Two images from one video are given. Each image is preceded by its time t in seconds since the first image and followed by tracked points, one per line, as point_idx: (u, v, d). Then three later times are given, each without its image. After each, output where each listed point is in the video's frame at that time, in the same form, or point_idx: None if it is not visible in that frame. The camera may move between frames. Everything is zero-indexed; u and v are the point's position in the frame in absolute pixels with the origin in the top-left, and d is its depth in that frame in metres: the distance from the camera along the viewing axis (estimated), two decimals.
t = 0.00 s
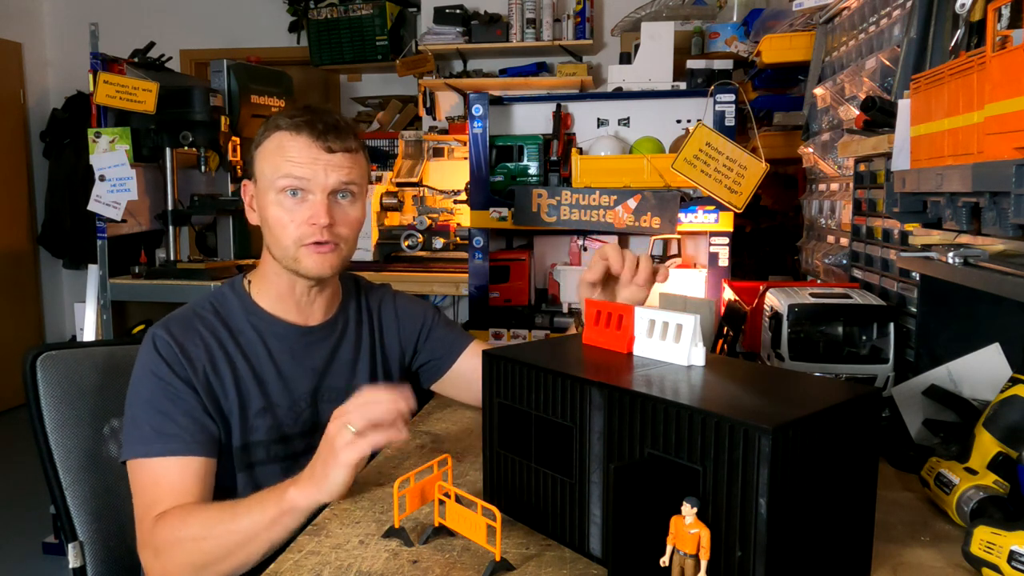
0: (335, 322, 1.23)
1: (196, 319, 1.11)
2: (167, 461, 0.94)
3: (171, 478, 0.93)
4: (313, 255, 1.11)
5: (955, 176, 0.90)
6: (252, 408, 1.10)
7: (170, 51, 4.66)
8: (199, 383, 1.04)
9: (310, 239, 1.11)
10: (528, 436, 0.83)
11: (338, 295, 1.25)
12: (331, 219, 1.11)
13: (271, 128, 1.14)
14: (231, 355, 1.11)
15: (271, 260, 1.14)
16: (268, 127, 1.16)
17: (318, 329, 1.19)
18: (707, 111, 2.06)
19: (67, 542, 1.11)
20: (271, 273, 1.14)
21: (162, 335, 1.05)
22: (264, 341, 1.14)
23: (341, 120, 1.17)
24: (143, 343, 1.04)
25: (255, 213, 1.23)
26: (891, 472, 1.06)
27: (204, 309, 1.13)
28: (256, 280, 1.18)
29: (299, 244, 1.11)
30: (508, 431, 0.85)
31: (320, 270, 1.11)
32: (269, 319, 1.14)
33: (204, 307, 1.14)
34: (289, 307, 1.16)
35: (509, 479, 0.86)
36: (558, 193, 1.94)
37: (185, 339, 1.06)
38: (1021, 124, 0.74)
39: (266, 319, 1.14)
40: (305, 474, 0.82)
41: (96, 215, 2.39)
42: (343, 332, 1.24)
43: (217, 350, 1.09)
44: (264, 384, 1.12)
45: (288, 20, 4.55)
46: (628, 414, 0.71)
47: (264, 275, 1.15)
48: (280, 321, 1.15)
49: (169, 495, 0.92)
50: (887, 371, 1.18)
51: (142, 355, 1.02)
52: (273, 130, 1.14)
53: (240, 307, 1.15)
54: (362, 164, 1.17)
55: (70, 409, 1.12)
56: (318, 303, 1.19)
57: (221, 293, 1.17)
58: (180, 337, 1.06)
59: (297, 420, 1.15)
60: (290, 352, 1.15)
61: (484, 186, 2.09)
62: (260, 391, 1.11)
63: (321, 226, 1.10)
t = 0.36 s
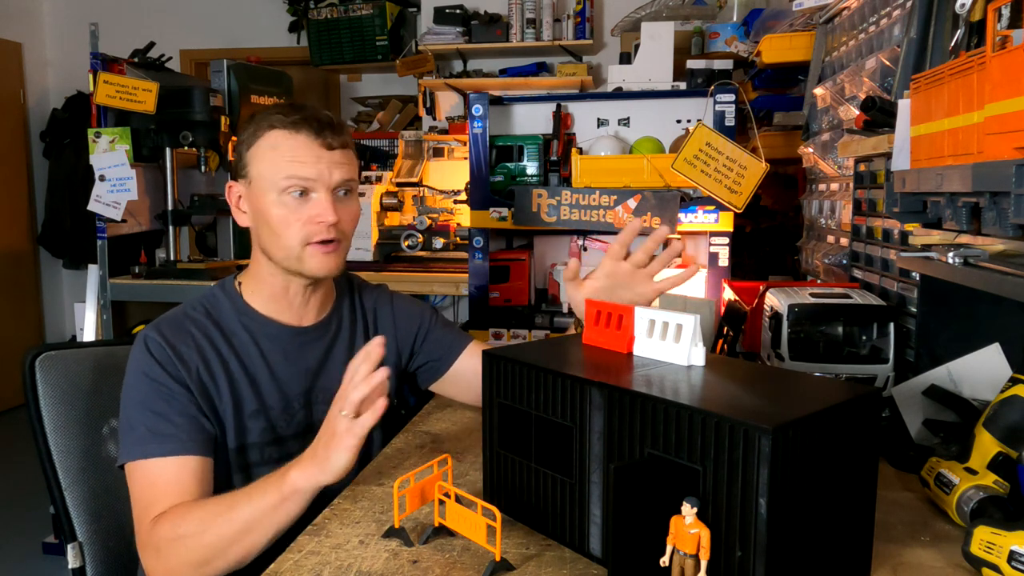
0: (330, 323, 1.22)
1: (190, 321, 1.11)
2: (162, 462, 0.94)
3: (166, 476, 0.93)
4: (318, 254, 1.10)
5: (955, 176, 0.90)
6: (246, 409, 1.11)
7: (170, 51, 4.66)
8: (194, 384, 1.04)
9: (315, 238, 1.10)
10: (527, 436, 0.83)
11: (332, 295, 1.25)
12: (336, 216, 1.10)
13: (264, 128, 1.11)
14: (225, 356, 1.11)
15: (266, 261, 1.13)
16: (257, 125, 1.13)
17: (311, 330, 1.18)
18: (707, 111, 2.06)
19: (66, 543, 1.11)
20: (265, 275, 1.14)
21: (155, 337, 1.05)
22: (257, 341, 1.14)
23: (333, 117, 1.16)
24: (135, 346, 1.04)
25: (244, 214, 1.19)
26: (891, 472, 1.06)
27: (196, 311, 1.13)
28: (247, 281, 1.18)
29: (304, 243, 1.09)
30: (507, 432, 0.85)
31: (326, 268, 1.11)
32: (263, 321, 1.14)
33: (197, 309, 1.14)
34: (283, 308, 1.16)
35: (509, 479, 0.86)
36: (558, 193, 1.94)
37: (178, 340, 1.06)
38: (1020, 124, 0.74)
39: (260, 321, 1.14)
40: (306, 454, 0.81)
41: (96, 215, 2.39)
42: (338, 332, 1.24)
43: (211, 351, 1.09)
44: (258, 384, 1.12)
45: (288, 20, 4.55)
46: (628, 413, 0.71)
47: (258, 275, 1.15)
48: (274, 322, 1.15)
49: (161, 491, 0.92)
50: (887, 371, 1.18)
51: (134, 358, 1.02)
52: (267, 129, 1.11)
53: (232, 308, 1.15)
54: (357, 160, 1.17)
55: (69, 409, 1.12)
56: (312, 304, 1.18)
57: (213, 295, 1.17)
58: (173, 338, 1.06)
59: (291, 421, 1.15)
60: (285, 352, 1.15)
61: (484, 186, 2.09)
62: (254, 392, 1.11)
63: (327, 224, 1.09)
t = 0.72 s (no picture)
0: (324, 321, 1.22)
1: (187, 318, 1.11)
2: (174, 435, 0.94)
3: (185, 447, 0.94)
4: (311, 250, 1.10)
5: (955, 176, 0.90)
6: (245, 405, 1.11)
7: (170, 51, 4.66)
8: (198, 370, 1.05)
9: (306, 235, 1.09)
10: (528, 436, 0.83)
11: (325, 291, 1.24)
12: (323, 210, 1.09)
13: (235, 131, 1.09)
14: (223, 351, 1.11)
15: (256, 262, 1.11)
16: (227, 130, 1.10)
17: (305, 328, 1.18)
18: (707, 111, 2.06)
19: (66, 542, 1.11)
20: (257, 276, 1.12)
21: (153, 330, 1.06)
22: (252, 338, 1.14)
23: (303, 110, 1.14)
24: (133, 341, 1.05)
25: (226, 219, 1.17)
26: (891, 472, 1.06)
27: (191, 311, 1.13)
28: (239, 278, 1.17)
29: (295, 242, 1.08)
30: (508, 432, 0.85)
31: (320, 262, 1.11)
32: (258, 319, 1.14)
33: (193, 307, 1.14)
34: (277, 307, 1.15)
35: (509, 479, 0.86)
36: (558, 193, 1.92)
37: (176, 333, 1.07)
38: (1020, 124, 0.74)
39: (254, 319, 1.14)
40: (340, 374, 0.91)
41: (97, 215, 2.39)
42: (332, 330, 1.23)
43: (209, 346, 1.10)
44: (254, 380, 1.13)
45: (288, 20, 4.55)
46: (628, 414, 0.71)
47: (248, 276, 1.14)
48: (267, 321, 1.14)
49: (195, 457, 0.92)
50: (887, 371, 1.18)
51: (133, 348, 1.04)
52: (239, 132, 1.09)
53: (227, 306, 1.15)
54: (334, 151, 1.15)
55: (71, 409, 1.12)
56: (305, 303, 1.18)
57: (207, 294, 1.17)
58: (171, 332, 1.07)
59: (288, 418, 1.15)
60: (280, 350, 1.15)
61: (484, 186, 2.09)
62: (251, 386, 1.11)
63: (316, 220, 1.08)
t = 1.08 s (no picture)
0: (301, 321, 1.21)
1: (161, 331, 1.08)
2: (151, 468, 0.90)
3: (163, 482, 0.90)
4: (279, 240, 1.08)
5: (955, 176, 0.90)
6: (222, 415, 1.08)
7: (170, 51, 4.66)
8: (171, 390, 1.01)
9: (273, 224, 1.08)
10: (527, 435, 0.83)
11: (300, 290, 1.23)
12: (289, 198, 1.09)
13: (199, 124, 1.11)
14: (198, 363, 1.08)
15: (226, 260, 1.11)
16: (192, 124, 1.11)
17: (282, 329, 1.16)
18: (707, 111, 2.06)
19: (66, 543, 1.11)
20: (228, 274, 1.11)
21: (122, 347, 1.02)
22: (227, 346, 1.11)
23: (267, 104, 1.17)
24: (105, 359, 1.01)
25: (194, 217, 1.17)
26: (891, 472, 1.06)
27: (164, 321, 1.10)
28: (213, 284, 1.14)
29: (263, 231, 1.07)
30: (508, 429, 0.85)
31: (288, 253, 1.09)
32: (235, 324, 1.12)
33: (167, 319, 1.11)
34: (252, 309, 1.14)
35: (510, 479, 0.86)
36: (558, 193, 1.90)
37: (148, 349, 1.03)
38: (1020, 124, 0.74)
39: (230, 325, 1.12)
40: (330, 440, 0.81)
41: (97, 215, 2.38)
42: (312, 331, 1.22)
43: (185, 359, 1.07)
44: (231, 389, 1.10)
45: (288, 20, 4.55)
46: (629, 413, 0.71)
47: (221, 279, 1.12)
48: (243, 326, 1.12)
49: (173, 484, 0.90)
50: (887, 371, 1.18)
51: (105, 370, 0.99)
52: (202, 125, 1.10)
53: (201, 314, 1.12)
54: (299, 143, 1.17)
55: (69, 409, 1.12)
56: (281, 303, 1.17)
57: (180, 302, 1.14)
58: (143, 348, 1.03)
59: (267, 424, 1.13)
60: (258, 355, 1.13)
61: (483, 186, 2.09)
62: (229, 397, 1.09)
63: (282, 208, 1.08)
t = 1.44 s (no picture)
0: (296, 324, 1.20)
1: (156, 329, 1.08)
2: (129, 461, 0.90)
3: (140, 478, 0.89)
4: (254, 240, 1.07)
5: (955, 176, 0.90)
6: (215, 415, 1.08)
7: (170, 51, 4.66)
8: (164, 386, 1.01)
9: (247, 224, 1.07)
10: (528, 436, 0.83)
11: (296, 294, 1.23)
12: (266, 197, 1.07)
13: (187, 123, 1.12)
14: (192, 362, 1.08)
15: (216, 260, 1.10)
16: (182, 124, 1.13)
17: (277, 332, 1.16)
18: (707, 111, 2.06)
19: (66, 543, 1.11)
20: (219, 275, 1.11)
21: (116, 344, 1.02)
22: (222, 346, 1.12)
23: (256, 102, 1.16)
24: (98, 355, 1.02)
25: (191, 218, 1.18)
26: (891, 472, 1.06)
27: (161, 318, 1.11)
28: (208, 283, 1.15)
29: (236, 231, 1.07)
30: (508, 430, 0.86)
31: (263, 254, 1.07)
32: (229, 324, 1.12)
33: (163, 317, 1.11)
34: (246, 310, 1.14)
35: (509, 479, 0.86)
36: (558, 193, 1.92)
37: (142, 346, 1.03)
38: (1021, 124, 0.74)
39: (225, 323, 1.12)
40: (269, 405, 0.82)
41: (96, 215, 2.38)
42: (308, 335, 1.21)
43: (179, 358, 1.07)
44: (225, 389, 1.10)
45: (288, 20, 4.55)
46: (628, 413, 0.71)
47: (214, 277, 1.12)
48: (237, 325, 1.12)
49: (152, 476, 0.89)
50: (887, 371, 1.18)
51: (98, 365, 1.00)
52: (189, 124, 1.11)
53: (197, 313, 1.12)
54: (288, 142, 1.15)
55: (69, 409, 1.12)
56: (276, 304, 1.17)
57: (177, 301, 1.14)
58: (137, 345, 1.03)
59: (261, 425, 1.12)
60: (252, 356, 1.13)
61: (483, 186, 2.09)
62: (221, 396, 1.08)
63: (257, 206, 1.06)
